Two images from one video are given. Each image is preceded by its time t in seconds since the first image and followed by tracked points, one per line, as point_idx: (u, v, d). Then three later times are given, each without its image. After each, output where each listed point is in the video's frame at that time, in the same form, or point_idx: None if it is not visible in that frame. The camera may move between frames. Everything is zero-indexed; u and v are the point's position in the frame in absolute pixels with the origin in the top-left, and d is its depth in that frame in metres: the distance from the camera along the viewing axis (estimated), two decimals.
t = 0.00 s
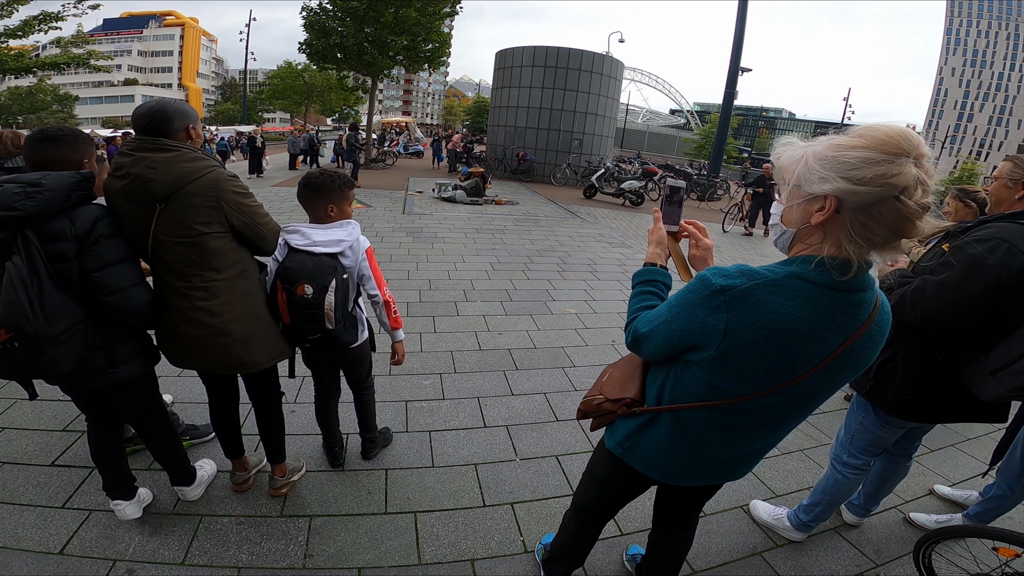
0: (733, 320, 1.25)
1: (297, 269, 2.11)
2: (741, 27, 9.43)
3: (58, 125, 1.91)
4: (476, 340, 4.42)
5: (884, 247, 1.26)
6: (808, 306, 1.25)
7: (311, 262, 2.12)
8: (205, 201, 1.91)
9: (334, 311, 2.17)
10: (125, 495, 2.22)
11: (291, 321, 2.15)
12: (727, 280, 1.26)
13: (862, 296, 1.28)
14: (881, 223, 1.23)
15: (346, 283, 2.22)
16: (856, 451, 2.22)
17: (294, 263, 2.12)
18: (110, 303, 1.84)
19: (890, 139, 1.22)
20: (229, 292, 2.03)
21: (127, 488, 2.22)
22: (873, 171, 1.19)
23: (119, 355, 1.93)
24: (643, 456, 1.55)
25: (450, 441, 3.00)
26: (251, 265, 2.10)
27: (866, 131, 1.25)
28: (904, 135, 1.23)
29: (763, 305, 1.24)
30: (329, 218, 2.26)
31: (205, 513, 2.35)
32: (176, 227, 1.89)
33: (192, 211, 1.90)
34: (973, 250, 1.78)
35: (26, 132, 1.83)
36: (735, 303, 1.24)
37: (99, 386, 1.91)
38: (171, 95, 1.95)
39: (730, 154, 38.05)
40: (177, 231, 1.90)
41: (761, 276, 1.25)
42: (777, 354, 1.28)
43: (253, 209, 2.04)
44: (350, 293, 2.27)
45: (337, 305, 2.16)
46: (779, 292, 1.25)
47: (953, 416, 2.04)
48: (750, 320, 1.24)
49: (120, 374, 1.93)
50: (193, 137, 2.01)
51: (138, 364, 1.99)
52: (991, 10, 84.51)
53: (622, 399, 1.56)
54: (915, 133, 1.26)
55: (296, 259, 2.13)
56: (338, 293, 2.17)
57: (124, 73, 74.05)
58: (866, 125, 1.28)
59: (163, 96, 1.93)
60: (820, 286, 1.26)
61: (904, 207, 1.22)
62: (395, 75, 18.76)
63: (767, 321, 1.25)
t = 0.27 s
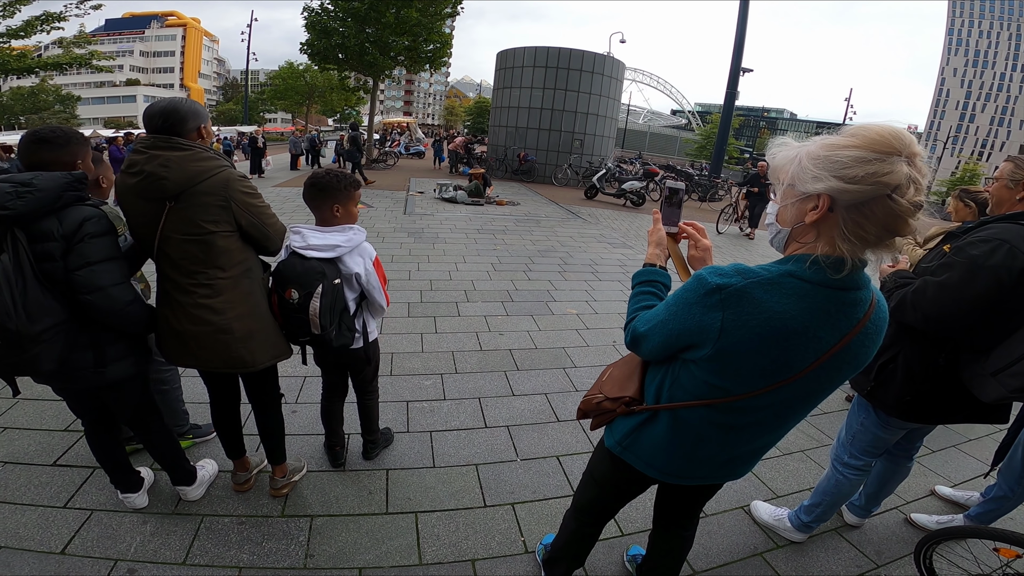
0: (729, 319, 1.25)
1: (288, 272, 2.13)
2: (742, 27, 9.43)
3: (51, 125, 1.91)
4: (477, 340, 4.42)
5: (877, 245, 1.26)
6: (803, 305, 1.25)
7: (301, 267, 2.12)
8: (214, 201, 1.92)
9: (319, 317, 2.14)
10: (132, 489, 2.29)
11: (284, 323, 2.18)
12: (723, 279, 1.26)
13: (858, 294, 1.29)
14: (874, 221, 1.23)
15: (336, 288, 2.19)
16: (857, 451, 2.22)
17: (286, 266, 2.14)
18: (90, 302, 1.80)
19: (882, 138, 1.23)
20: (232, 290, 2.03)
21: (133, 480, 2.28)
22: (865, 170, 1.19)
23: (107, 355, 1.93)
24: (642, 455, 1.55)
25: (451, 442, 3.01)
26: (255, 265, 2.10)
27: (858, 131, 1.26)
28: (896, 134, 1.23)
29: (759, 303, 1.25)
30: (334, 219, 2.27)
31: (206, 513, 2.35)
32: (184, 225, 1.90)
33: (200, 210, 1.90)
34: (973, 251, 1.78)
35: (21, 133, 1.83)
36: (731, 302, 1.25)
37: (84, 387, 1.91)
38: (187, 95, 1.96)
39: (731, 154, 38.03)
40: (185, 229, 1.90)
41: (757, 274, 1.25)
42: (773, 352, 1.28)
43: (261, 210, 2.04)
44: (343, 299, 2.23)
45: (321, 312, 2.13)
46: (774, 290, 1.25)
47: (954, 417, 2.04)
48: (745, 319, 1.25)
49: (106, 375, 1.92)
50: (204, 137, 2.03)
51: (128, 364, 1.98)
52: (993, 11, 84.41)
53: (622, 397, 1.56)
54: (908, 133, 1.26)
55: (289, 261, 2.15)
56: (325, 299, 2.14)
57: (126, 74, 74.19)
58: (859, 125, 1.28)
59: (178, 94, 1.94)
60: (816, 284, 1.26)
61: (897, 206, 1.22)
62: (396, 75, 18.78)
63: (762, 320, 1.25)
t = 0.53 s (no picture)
0: (727, 316, 1.25)
1: (292, 273, 2.14)
2: (742, 26, 9.42)
3: (41, 125, 1.91)
4: (477, 340, 4.42)
5: (873, 242, 1.26)
6: (800, 301, 1.25)
7: (306, 268, 2.14)
8: (211, 203, 1.91)
9: (327, 317, 2.17)
10: (135, 488, 2.29)
11: (290, 324, 2.20)
12: (721, 276, 1.26)
13: (854, 290, 1.29)
14: (869, 218, 1.23)
15: (341, 288, 2.21)
16: (858, 451, 2.22)
17: (289, 267, 2.14)
18: (61, 303, 1.79)
19: (876, 136, 1.23)
20: (227, 293, 2.02)
21: (132, 481, 2.27)
22: (859, 167, 1.19)
23: (85, 356, 1.91)
24: (642, 452, 1.55)
25: (452, 441, 3.01)
26: (252, 268, 2.08)
27: (852, 129, 1.26)
28: (890, 132, 1.23)
29: (756, 300, 1.24)
30: (335, 218, 2.26)
31: (206, 512, 2.35)
32: (181, 226, 1.91)
33: (197, 212, 1.90)
34: (973, 251, 1.78)
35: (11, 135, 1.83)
36: (729, 299, 1.24)
37: (63, 386, 1.91)
38: (194, 94, 1.98)
39: (732, 154, 38.02)
40: (181, 230, 1.91)
41: (753, 271, 1.25)
42: (772, 349, 1.28)
43: (260, 214, 2.03)
44: (348, 298, 2.26)
45: (328, 312, 2.16)
46: (771, 287, 1.25)
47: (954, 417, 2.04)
48: (743, 315, 1.24)
49: (83, 376, 1.91)
50: (212, 137, 2.03)
51: (110, 365, 1.97)
52: (994, 10, 84.39)
53: (621, 395, 1.55)
54: (903, 131, 1.26)
55: (292, 263, 2.15)
56: (331, 299, 2.16)
57: (126, 74, 74.19)
58: (854, 123, 1.28)
59: (188, 95, 1.96)
60: (812, 281, 1.26)
61: (892, 203, 1.22)
62: (396, 75, 18.77)
63: (760, 316, 1.24)
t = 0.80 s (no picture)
0: (722, 314, 1.25)
1: (280, 267, 2.10)
2: (741, 27, 9.44)
3: (44, 126, 1.90)
4: (477, 340, 4.42)
5: (867, 240, 1.26)
6: (795, 299, 1.25)
7: (293, 262, 2.09)
8: (209, 210, 1.90)
9: (310, 312, 2.10)
10: (134, 490, 2.29)
11: (275, 319, 2.14)
12: (716, 274, 1.26)
13: (849, 288, 1.29)
14: (862, 216, 1.23)
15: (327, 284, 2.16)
16: (858, 451, 2.22)
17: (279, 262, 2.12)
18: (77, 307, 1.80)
19: (868, 134, 1.23)
20: (220, 297, 2.02)
21: (133, 482, 2.28)
22: (851, 165, 1.20)
23: (100, 355, 1.92)
24: (640, 450, 1.55)
25: (452, 442, 3.01)
26: (249, 274, 2.07)
27: (845, 128, 1.26)
28: (882, 130, 1.23)
29: (751, 298, 1.25)
30: (331, 218, 2.26)
31: (207, 513, 2.35)
32: (179, 230, 1.90)
33: (196, 217, 1.90)
34: (972, 250, 1.78)
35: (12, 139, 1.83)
36: (724, 297, 1.25)
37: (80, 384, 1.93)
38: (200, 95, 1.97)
39: (731, 154, 38.07)
40: (179, 233, 1.91)
41: (749, 269, 1.25)
42: (767, 346, 1.28)
43: (260, 221, 2.01)
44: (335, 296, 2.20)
45: (311, 308, 2.09)
46: (766, 285, 1.25)
47: (954, 416, 2.04)
48: (738, 313, 1.25)
49: (99, 375, 1.92)
50: (219, 139, 2.01)
51: (124, 362, 1.98)
52: (991, 10, 84.58)
53: (619, 393, 1.55)
54: (896, 129, 1.26)
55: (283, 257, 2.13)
56: (315, 295, 2.10)
57: (125, 75, 74.16)
58: (847, 122, 1.29)
59: (197, 97, 1.95)
60: (807, 279, 1.26)
61: (884, 200, 1.22)
62: (395, 76, 18.78)
63: (755, 314, 1.25)
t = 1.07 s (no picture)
0: (720, 315, 1.25)
1: (285, 266, 2.10)
2: (743, 27, 9.43)
3: (68, 123, 1.88)
4: (477, 340, 4.42)
5: (864, 242, 1.26)
6: (793, 301, 1.25)
7: (298, 261, 2.10)
8: (222, 206, 1.92)
9: (316, 310, 2.10)
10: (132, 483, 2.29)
11: (279, 317, 2.14)
12: (715, 275, 1.27)
13: (847, 290, 1.29)
14: (860, 218, 1.23)
15: (332, 282, 2.17)
16: (856, 452, 2.22)
17: (283, 260, 2.12)
18: (102, 304, 1.81)
19: (867, 136, 1.23)
20: (228, 291, 2.03)
21: (132, 475, 2.28)
22: (849, 167, 1.20)
23: (118, 352, 1.93)
24: (638, 450, 1.55)
25: (451, 441, 3.01)
26: (253, 268, 2.10)
27: (843, 129, 1.26)
28: (881, 132, 1.23)
29: (749, 299, 1.25)
30: (333, 217, 2.26)
31: (205, 512, 2.35)
32: (189, 227, 1.90)
33: (208, 213, 1.91)
34: (973, 252, 1.78)
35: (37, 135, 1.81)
36: (722, 298, 1.25)
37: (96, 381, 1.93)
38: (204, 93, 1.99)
39: (732, 155, 38.06)
40: (189, 230, 1.91)
41: (747, 271, 1.26)
42: (765, 348, 1.28)
43: (268, 218, 2.05)
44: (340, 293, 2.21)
45: (317, 305, 2.10)
46: (764, 286, 1.25)
47: (953, 418, 2.04)
48: (737, 314, 1.25)
49: (117, 371, 1.93)
50: (222, 136, 2.03)
51: (138, 360, 1.99)
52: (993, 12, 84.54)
53: (618, 393, 1.55)
54: (894, 131, 1.26)
55: (287, 256, 2.13)
56: (321, 292, 2.11)
57: (126, 73, 74.20)
58: (845, 124, 1.29)
59: (199, 95, 1.96)
60: (805, 280, 1.26)
61: (882, 202, 1.22)
62: (397, 75, 18.78)
63: (753, 315, 1.25)
